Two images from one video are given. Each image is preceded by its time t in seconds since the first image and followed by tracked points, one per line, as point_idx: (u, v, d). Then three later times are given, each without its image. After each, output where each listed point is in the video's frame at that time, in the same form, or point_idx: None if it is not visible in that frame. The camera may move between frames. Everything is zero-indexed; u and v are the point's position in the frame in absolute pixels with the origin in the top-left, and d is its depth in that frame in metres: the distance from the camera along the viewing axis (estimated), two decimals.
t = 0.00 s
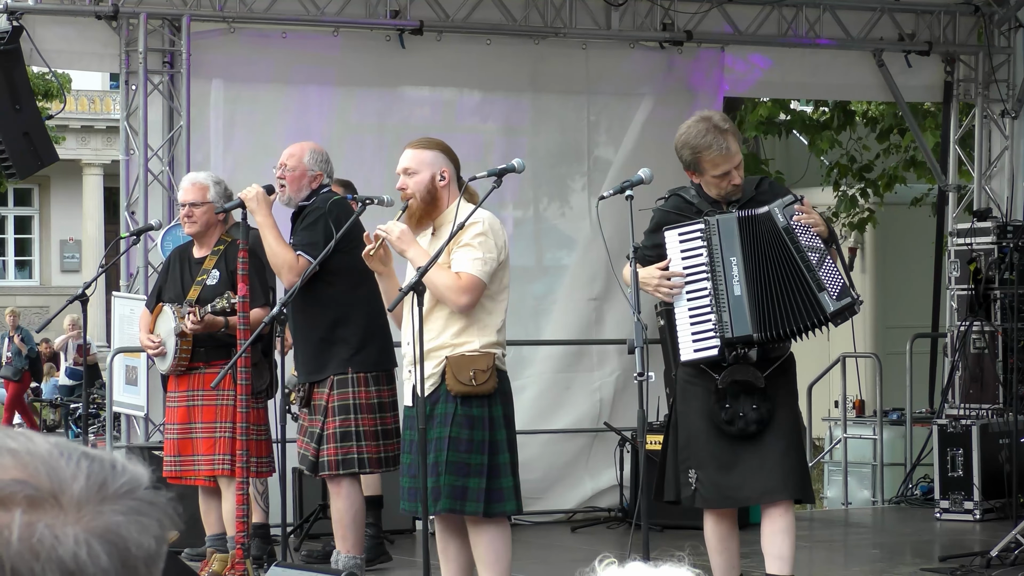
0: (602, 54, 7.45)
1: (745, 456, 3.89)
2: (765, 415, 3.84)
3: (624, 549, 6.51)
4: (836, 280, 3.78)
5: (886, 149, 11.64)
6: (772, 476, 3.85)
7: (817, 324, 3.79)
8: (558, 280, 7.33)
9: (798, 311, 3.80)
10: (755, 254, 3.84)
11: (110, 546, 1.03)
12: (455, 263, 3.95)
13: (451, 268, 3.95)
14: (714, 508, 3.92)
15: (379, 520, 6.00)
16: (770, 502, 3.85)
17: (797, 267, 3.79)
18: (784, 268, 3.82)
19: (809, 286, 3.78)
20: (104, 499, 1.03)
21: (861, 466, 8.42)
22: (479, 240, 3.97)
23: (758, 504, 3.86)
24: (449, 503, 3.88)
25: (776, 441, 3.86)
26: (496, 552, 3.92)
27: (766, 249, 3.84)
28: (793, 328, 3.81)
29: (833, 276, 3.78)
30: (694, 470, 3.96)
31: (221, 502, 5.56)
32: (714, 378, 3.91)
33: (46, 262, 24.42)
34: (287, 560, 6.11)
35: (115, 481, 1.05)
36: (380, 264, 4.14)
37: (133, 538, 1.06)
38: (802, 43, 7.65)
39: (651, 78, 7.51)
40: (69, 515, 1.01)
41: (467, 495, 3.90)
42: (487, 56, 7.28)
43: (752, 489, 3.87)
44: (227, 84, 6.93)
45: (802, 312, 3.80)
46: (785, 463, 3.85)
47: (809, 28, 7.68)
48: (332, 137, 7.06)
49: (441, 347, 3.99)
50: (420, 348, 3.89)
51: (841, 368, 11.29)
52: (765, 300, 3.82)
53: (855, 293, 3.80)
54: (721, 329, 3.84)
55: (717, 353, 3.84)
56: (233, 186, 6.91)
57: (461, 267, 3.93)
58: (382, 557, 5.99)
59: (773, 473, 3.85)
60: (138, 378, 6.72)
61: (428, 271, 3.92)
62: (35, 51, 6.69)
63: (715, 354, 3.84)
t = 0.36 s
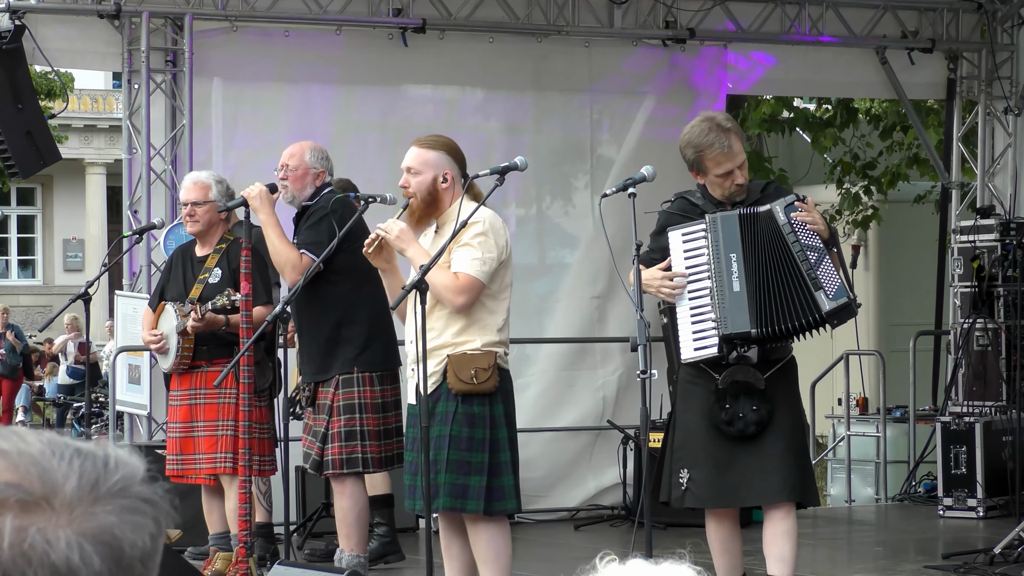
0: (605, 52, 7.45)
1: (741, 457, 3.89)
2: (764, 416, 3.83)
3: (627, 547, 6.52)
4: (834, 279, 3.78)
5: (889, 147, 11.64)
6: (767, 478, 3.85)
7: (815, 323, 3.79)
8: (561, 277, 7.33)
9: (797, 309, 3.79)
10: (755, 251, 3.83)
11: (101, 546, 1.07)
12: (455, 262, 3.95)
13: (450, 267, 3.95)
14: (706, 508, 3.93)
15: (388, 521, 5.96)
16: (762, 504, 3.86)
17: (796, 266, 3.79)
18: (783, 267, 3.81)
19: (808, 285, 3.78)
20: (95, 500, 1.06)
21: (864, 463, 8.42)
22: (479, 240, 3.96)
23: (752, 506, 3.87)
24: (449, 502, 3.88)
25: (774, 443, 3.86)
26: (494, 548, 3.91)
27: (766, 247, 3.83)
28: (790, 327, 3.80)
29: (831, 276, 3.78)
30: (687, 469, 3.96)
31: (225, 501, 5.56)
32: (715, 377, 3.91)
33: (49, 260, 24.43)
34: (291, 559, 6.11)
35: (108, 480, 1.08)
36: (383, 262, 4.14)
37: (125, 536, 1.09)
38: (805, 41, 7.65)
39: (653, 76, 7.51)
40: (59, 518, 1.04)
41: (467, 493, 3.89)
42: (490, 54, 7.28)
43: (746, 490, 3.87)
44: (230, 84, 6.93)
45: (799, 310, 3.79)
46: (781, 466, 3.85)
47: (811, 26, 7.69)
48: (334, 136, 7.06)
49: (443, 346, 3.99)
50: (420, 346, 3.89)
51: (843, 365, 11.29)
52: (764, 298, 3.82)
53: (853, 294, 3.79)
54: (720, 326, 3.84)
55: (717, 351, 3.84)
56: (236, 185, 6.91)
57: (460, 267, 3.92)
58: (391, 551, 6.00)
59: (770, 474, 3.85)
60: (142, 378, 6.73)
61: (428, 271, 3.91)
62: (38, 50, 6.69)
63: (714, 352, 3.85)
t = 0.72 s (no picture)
0: (607, 51, 7.46)
1: (747, 453, 3.90)
2: (768, 411, 3.85)
3: (628, 545, 6.52)
4: (840, 277, 3.79)
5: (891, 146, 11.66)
6: (774, 471, 3.86)
7: (821, 320, 3.80)
8: (563, 276, 7.34)
9: (804, 307, 3.81)
10: (761, 248, 3.84)
11: (106, 539, 1.04)
12: (457, 265, 3.95)
13: (452, 269, 3.95)
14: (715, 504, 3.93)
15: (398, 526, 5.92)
16: (771, 498, 3.86)
17: (803, 264, 3.80)
18: (790, 265, 3.82)
19: (815, 283, 3.79)
20: (99, 493, 1.04)
21: (866, 462, 8.42)
22: (482, 243, 3.96)
23: (761, 500, 3.87)
24: (454, 501, 3.88)
25: (778, 438, 3.86)
26: (496, 546, 3.91)
27: (773, 244, 3.84)
28: (797, 324, 3.82)
29: (838, 274, 3.79)
30: (695, 466, 3.96)
31: (226, 499, 5.57)
32: (717, 374, 3.92)
33: (51, 258, 24.45)
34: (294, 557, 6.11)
35: (110, 473, 1.05)
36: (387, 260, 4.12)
37: (129, 530, 1.06)
38: (807, 40, 7.65)
39: (655, 75, 7.51)
40: (64, 511, 1.02)
41: (473, 492, 3.89)
42: (492, 53, 7.29)
43: (754, 485, 3.88)
44: (232, 82, 6.94)
45: (805, 308, 3.80)
46: (788, 460, 3.85)
47: (813, 26, 7.70)
48: (336, 135, 7.07)
49: (446, 346, 3.99)
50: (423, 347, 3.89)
51: (845, 365, 11.31)
52: (770, 296, 3.83)
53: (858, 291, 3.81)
54: (726, 323, 3.83)
55: (722, 347, 3.84)
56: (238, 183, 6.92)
57: (463, 270, 3.92)
58: (396, 555, 5.91)
59: (776, 469, 3.85)
60: (143, 375, 6.74)
61: (431, 272, 3.91)
62: (40, 48, 6.69)
63: (719, 349, 3.84)
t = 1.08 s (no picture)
0: (609, 49, 7.46)
1: (748, 452, 3.89)
2: (770, 409, 3.85)
3: (630, 543, 6.52)
4: (843, 283, 3.80)
5: (893, 143, 11.66)
6: (777, 471, 3.85)
7: (822, 324, 3.82)
8: (565, 274, 7.34)
9: (806, 312, 3.82)
10: (766, 251, 3.85)
11: (116, 536, 1.00)
12: (460, 264, 3.95)
13: (455, 269, 3.95)
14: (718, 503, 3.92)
15: (400, 523, 5.94)
16: (773, 497, 3.86)
17: (807, 269, 3.81)
18: (793, 269, 3.84)
19: (818, 288, 3.80)
20: (108, 491, 1.00)
21: (868, 460, 8.41)
22: (485, 242, 3.96)
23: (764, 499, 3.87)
24: (460, 497, 3.87)
25: (780, 437, 3.87)
26: (502, 543, 3.93)
27: (777, 248, 3.85)
28: (798, 329, 3.84)
29: (841, 280, 3.80)
30: (697, 465, 3.95)
31: (228, 497, 5.57)
32: (718, 373, 3.91)
33: (53, 256, 24.46)
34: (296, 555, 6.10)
35: (119, 473, 1.02)
36: (387, 258, 4.09)
37: (138, 528, 1.02)
38: (809, 38, 7.65)
39: (657, 73, 7.51)
40: (73, 509, 0.97)
41: (478, 488, 3.89)
42: (494, 51, 7.29)
43: (758, 485, 3.87)
44: (234, 80, 6.95)
45: (808, 313, 3.82)
46: (790, 459, 3.85)
47: (815, 22, 7.69)
48: (338, 132, 7.06)
49: (449, 343, 3.99)
50: (425, 345, 3.89)
51: (847, 362, 11.31)
52: (773, 299, 3.84)
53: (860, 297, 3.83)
54: (729, 325, 3.83)
55: (723, 348, 3.84)
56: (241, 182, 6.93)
57: (466, 269, 3.92)
58: (398, 553, 5.94)
59: (778, 468, 3.85)
60: (146, 373, 6.74)
61: (433, 271, 3.91)
62: (43, 46, 6.71)
63: (721, 350, 3.85)
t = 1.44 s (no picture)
0: (612, 46, 7.46)
1: (747, 453, 3.89)
2: (771, 411, 3.84)
3: (633, 540, 6.52)
4: (844, 285, 3.81)
5: (895, 141, 11.66)
6: (775, 473, 3.85)
7: (822, 325, 3.82)
8: (567, 271, 7.34)
9: (807, 312, 3.83)
10: (768, 250, 3.84)
11: (107, 534, 1.02)
12: (463, 266, 3.95)
13: (459, 270, 3.95)
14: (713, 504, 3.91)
15: (403, 519, 5.92)
16: (771, 500, 3.86)
17: (808, 270, 3.81)
18: (794, 270, 3.83)
19: (819, 289, 3.80)
20: (98, 487, 1.02)
21: (870, 458, 8.45)
22: (490, 244, 3.95)
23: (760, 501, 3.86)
24: (463, 495, 3.87)
25: (780, 439, 3.86)
26: (505, 538, 3.90)
27: (779, 247, 3.85)
28: (797, 330, 3.84)
29: (842, 282, 3.81)
30: (693, 466, 3.94)
31: (231, 495, 5.54)
32: (720, 373, 3.91)
33: (55, 254, 24.44)
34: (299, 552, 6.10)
35: (109, 466, 1.04)
36: (386, 256, 4.07)
37: (130, 523, 1.05)
38: (811, 35, 7.65)
39: (660, 70, 7.51)
40: (66, 507, 1.00)
41: (483, 486, 3.89)
42: (496, 48, 7.29)
43: (756, 486, 3.87)
44: (235, 78, 6.95)
45: (808, 313, 3.83)
46: (789, 461, 3.85)
47: (818, 20, 7.69)
48: (341, 130, 7.06)
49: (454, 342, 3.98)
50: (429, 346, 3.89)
51: (850, 359, 11.31)
52: (774, 299, 3.84)
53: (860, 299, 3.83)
54: (729, 324, 3.83)
55: (723, 347, 3.84)
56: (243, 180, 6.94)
57: (470, 271, 3.92)
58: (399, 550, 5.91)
59: (777, 470, 3.85)
60: (149, 371, 6.75)
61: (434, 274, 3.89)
62: (45, 44, 6.72)
63: (721, 348, 3.84)
